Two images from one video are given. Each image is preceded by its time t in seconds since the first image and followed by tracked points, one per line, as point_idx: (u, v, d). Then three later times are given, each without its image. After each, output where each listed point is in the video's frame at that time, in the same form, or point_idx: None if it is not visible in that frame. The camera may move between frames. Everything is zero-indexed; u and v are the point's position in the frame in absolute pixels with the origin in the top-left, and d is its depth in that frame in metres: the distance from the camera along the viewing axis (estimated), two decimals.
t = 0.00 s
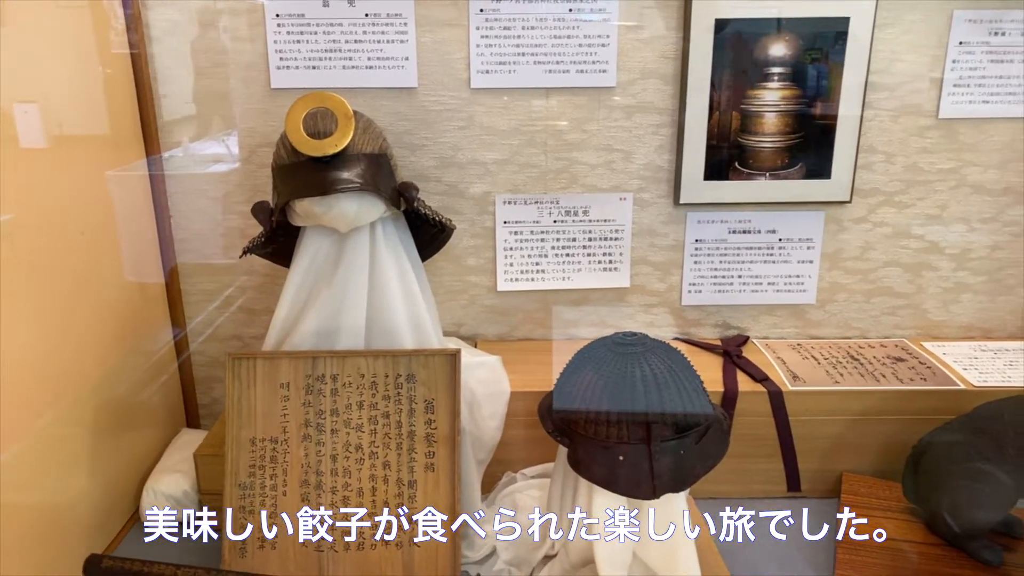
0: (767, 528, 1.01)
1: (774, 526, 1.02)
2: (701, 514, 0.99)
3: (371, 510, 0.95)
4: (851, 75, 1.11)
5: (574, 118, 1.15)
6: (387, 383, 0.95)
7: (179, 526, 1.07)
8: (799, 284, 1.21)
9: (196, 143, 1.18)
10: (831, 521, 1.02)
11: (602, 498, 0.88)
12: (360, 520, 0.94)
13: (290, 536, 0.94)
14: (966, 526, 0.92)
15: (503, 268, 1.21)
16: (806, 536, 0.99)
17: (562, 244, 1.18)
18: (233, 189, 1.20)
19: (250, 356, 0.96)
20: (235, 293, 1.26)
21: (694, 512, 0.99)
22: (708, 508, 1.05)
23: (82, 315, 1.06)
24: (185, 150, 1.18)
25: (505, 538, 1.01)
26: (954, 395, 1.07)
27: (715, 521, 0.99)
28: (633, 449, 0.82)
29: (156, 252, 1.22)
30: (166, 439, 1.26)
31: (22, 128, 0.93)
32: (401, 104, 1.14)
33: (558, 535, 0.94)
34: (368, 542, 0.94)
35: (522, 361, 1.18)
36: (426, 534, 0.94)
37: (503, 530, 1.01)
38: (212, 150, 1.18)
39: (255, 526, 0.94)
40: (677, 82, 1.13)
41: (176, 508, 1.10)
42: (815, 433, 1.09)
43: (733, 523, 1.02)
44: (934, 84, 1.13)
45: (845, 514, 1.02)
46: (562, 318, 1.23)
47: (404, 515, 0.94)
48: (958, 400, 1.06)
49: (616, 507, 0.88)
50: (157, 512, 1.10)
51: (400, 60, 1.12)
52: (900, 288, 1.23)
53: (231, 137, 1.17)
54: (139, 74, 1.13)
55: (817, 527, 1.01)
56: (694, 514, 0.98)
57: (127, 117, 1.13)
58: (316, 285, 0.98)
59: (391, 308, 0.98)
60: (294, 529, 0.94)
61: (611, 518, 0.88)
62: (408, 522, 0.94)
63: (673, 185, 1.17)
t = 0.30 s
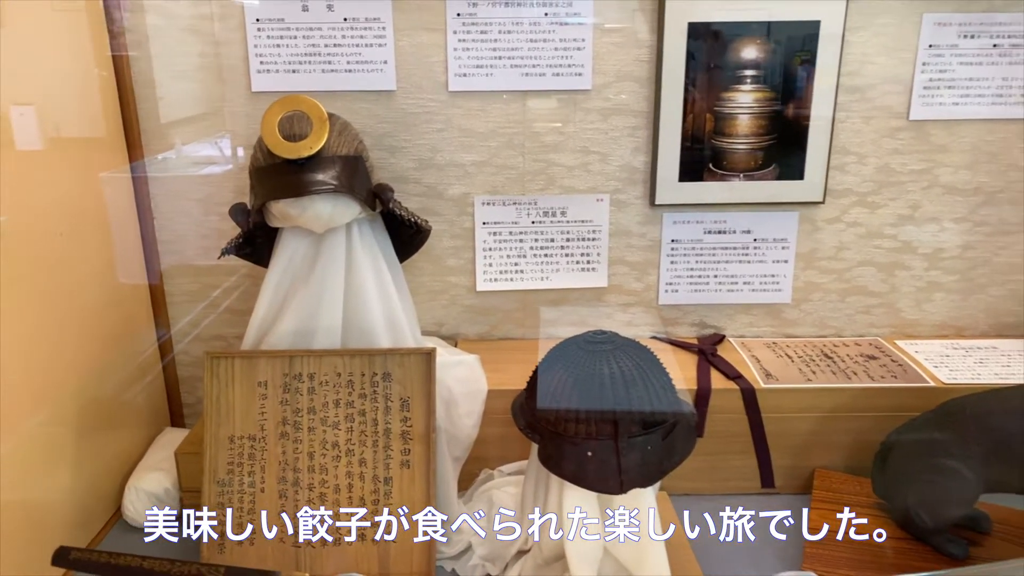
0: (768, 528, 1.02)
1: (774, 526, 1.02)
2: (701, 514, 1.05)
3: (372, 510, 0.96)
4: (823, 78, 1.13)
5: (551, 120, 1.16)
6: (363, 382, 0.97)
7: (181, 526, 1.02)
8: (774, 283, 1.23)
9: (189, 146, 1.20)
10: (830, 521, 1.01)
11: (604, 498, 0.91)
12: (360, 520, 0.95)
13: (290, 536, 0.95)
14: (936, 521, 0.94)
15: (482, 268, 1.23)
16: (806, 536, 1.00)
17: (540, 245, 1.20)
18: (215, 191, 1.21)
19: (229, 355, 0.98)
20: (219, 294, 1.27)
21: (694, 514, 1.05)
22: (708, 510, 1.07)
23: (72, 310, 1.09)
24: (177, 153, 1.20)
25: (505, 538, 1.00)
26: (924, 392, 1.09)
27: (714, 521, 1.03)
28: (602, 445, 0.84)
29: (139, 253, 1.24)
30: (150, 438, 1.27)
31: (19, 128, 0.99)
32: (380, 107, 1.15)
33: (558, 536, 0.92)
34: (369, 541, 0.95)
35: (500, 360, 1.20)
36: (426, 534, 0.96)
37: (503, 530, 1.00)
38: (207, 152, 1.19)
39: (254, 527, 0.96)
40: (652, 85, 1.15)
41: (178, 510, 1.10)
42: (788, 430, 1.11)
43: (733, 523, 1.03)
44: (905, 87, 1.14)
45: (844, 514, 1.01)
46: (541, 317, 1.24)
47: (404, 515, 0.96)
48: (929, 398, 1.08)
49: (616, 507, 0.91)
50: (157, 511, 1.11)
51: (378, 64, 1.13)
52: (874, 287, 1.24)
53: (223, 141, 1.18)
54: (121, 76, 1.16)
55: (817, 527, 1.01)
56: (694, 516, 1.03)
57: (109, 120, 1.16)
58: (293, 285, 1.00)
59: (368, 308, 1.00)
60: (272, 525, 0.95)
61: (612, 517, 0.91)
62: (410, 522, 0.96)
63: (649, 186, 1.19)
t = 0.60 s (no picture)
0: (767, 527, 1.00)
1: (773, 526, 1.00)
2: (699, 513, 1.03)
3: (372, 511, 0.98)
4: (793, 75, 1.15)
5: (527, 116, 1.18)
6: (339, 372, 0.99)
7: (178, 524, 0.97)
8: (747, 276, 1.26)
9: (182, 145, 1.21)
10: (829, 521, 0.98)
11: (607, 500, 0.94)
12: (360, 520, 0.97)
13: (290, 536, 0.97)
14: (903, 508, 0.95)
15: (460, 261, 1.25)
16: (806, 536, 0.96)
17: (518, 239, 1.21)
18: (196, 185, 1.23)
19: (207, 346, 1.00)
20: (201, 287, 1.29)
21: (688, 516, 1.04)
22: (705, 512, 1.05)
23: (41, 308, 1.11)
24: (171, 151, 1.22)
25: (506, 538, 0.96)
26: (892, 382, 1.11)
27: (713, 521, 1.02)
28: (568, 432, 0.86)
29: (122, 249, 1.26)
30: (133, 429, 1.30)
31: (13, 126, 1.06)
32: (359, 103, 1.17)
33: (558, 536, 0.92)
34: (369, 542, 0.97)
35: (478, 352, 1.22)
36: (426, 533, 1.01)
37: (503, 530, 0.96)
38: (202, 150, 1.20)
39: (255, 526, 0.97)
40: (627, 81, 1.16)
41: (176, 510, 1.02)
42: (759, 419, 1.13)
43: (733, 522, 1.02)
44: (875, 83, 1.17)
45: (844, 514, 0.99)
46: (519, 310, 1.26)
47: (403, 515, 0.98)
48: (897, 388, 1.10)
49: (616, 507, 0.94)
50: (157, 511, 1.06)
51: (357, 60, 1.15)
52: (846, 280, 1.27)
53: (214, 139, 1.19)
54: (102, 72, 1.17)
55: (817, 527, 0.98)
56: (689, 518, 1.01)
57: (88, 116, 1.18)
58: (270, 277, 1.02)
59: (344, 301, 1.02)
60: (249, 513, 0.97)
61: (612, 517, 0.94)
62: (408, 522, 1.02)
63: (625, 181, 1.21)
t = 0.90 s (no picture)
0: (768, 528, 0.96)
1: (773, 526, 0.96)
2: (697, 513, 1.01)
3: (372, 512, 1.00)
4: (762, 72, 1.17)
5: (502, 112, 1.20)
6: (314, 362, 1.01)
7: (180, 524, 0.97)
8: (720, 270, 1.28)
9: (172, 143, 1.23)
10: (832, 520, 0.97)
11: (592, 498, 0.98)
12: (361, 520, 0.98)
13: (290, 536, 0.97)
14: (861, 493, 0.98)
15: (438, 255, 1.27)
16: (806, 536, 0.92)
17: (495, 233, 1.23)
18: (177, 181, 1.25)
19: (185, 337, 1.02)
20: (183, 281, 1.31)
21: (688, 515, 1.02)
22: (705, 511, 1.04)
23: (28, 300, 1.14)
24: (162, 150, 1.24)
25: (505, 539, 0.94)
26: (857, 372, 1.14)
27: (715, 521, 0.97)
28: (536, 419, 0.88)
29: (105, 244, 1.28)
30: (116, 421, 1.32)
31: (8, 126, 1.11)
32: (337, 100, 1.20)
33: (558, 535, 0.95)
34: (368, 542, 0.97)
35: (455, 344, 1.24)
36: (426, 533, 0.98)
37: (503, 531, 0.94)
38: (193, 148, 1.22)
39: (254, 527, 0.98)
40: (599, 78, 1.19)
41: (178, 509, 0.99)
42: (728, 409, 1.15)
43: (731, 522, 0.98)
44: (843, 80, 1.19)
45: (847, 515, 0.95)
46: (495, 303, 1.28)
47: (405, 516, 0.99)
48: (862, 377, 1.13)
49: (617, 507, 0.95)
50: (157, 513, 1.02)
51: (334, 58, 1.17)
52: (817, 273, 1.29)
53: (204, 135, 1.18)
54: (83, 68, 1.19)
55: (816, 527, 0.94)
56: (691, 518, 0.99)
57: (69, 112, 1.20)
58: (248, 270, 1.04)
59: (319, 293, 1.04)
60: (226, 501, 0.99)
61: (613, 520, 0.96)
62: (410, 524, 1.00)
63: (598, 176, 1.23)
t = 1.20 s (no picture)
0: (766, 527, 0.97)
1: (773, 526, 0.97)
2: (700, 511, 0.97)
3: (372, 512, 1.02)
4: (727, 75, 1.21)
5: (476, 114, 1.23)
6: (289, 356, 1.04)
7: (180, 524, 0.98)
8: (689, 266, 1.32)
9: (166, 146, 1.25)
10: (829, 519, 0.97)
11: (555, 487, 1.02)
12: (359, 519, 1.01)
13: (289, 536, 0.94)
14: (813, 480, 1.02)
15: (415, 253, 1.30)
16: (806, 536, 0.97)
17: (470, 232, 1.27)
18: (158, 181, 1.28)
19: (165, 331, 1.05)
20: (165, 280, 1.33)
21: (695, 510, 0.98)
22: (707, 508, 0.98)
23: (10, 304, 1.17)
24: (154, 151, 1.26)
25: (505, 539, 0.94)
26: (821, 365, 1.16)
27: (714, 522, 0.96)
28: (501, 409, 0.92)
29: (89, 243, 1.31)
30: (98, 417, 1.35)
31: (5, 128, 1.16)
32: (316, 102, 1.23)
33: (558, 536, 0.94)
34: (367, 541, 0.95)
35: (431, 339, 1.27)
36: (426, 534, 0.94)
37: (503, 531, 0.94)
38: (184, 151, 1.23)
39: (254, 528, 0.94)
40: (571, 80, 1.22)
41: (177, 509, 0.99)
42: (695, 401, 1.19)
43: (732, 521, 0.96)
44: (806, 81, 1.23)
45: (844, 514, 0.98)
46: (471, 300, 1.31)
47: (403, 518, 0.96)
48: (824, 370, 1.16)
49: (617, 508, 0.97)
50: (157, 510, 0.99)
51: (312, 61, 1.21)
52: (785, 270, 1.32)
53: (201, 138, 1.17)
54: (68, 70, 1.22)
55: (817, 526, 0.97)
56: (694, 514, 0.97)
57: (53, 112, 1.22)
58: (226, 268, 1.08)
59: (295, 288, 1.08)
60: (204, 490, 1.02)
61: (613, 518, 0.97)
62: (409, 523, 0.96)
63: (571, 175, 1.27)
